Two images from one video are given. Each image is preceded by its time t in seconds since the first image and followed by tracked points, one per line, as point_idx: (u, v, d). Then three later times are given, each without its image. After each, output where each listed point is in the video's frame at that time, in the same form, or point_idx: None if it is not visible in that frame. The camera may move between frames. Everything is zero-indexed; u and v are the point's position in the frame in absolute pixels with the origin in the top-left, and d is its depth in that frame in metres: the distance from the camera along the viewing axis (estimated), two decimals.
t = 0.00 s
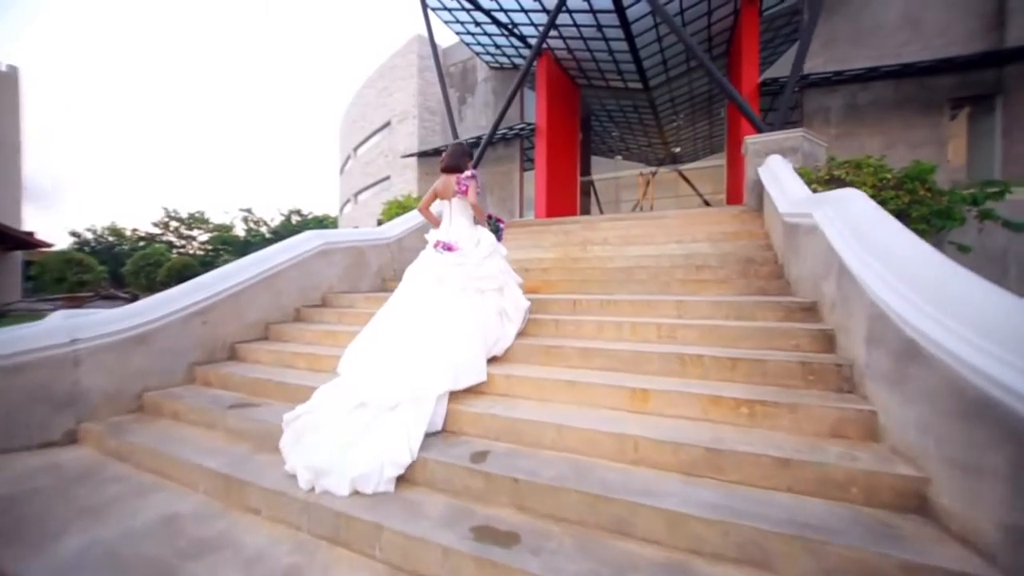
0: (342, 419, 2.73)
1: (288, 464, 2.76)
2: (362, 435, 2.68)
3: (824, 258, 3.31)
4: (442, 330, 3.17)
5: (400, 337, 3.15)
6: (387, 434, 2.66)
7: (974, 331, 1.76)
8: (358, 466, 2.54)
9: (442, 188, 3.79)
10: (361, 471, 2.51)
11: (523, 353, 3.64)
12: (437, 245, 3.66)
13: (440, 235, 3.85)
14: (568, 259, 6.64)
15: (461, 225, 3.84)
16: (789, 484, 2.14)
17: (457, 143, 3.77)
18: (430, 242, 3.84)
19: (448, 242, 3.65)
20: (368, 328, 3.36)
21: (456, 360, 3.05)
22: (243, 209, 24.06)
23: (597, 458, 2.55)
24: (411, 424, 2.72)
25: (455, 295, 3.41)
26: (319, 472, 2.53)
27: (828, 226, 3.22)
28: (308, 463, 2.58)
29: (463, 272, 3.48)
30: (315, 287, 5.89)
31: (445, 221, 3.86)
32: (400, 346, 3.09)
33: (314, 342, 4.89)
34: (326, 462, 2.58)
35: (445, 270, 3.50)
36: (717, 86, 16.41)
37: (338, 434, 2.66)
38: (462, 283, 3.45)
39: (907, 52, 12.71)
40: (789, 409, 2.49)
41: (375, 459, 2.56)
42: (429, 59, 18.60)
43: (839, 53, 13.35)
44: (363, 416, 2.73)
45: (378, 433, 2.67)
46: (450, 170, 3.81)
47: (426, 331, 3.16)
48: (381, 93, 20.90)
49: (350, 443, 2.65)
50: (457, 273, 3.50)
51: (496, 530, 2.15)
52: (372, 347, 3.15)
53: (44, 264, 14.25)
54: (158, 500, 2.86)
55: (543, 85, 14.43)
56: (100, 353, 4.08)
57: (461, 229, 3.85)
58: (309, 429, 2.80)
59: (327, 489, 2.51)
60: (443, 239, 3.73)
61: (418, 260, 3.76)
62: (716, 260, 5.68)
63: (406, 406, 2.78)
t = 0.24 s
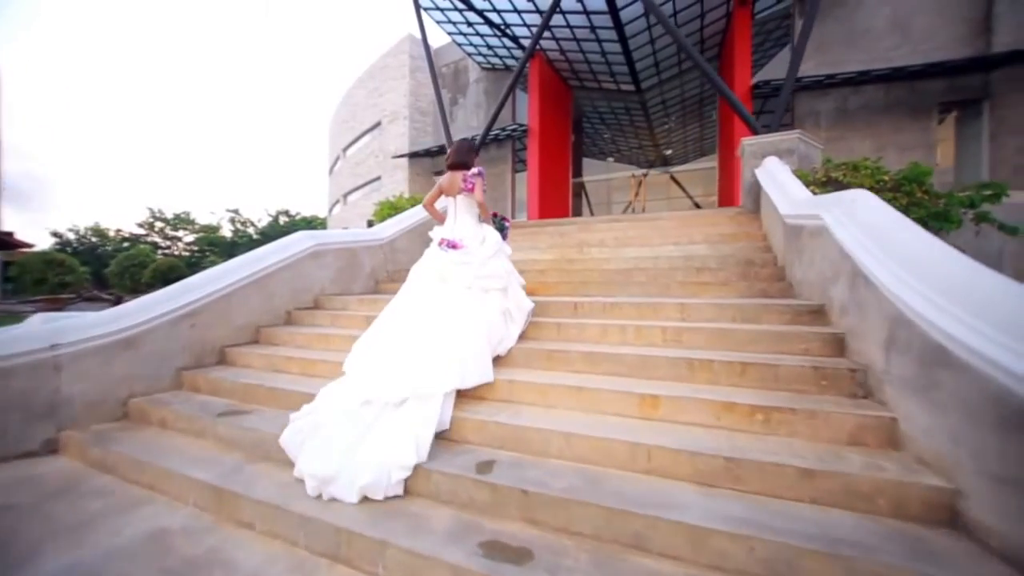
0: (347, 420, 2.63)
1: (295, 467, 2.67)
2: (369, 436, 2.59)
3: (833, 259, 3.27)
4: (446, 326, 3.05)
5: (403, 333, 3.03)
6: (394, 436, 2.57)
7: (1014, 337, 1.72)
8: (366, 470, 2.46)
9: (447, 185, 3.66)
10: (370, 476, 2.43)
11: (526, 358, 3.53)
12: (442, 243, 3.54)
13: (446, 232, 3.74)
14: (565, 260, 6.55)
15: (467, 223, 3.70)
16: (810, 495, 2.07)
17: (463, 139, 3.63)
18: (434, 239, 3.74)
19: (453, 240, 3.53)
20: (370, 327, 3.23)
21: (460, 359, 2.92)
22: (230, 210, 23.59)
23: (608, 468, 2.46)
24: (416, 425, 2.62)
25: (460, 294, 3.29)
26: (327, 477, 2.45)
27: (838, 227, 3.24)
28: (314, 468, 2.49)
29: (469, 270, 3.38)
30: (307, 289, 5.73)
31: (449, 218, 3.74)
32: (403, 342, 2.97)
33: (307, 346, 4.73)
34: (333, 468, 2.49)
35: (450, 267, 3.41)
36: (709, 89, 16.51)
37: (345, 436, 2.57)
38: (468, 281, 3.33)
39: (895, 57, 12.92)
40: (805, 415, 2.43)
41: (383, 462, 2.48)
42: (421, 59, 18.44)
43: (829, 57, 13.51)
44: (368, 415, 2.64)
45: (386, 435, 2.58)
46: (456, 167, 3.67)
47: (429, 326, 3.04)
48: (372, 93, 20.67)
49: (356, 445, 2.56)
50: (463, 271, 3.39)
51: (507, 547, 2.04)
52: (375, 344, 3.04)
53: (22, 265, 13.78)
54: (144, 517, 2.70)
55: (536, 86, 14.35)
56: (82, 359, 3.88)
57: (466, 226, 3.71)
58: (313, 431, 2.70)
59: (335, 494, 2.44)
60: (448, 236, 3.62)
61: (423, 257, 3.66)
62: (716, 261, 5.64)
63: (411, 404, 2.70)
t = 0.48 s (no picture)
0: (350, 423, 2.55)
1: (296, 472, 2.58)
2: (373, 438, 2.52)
3: (836, 260, 3.25)
4: (451, 323, 3.00)
5: (405, 331, 2.97)
6: (400, 438, 2.49)
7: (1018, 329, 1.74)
8: (370, 473, 2.38)
9: (450, 178, 3.59)
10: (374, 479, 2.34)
11: (526, 362, 3.43)
12: (444, 237, 3.51)
13: (447, 228, 3.70)
14: (562, 262, 6.49)
15: (469, 218, 3.67)
16: (828, 504, 2.01)
17: (466, 131, 3.57)
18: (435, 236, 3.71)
19: (456, 234, 3.50)
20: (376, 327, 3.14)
21: (468, 358, 2.88)
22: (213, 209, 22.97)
23: (618, 477, 2.38)
24: (427, 423, 2.58)
25: (464, 291, 3.24)
26: (330, 484, 2.36)
27: (840, 227, 3.22)
28: (317, 473, 2.41)
29: (472, 267, 3.32)
30: (296, 291, 5.56)
31: (451, 212, 3.69)
32: (406, 339, 2.93)
33: (296, 350, 4.56)
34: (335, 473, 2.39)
35: (451, 264, 3.35)
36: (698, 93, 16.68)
37: (347, 438, 2.49)
38: (472, 277, 3.30)
39: (878, 64, 13.24)
40: (817, 420, 2.38)
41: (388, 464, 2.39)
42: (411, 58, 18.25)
43: (815, 63, 13.77)
44: (372, 416, 2.58)
45: (391, 436, 2.51)
46: (459, 160, 3.60)
47: (433, 323, 2.99)
48: (360, 91, 20.38)
49: (361, 447, 2.48)
50: (466, 268, 3.34)
51: (518, 564, 1.94)
52: (376, 344, 2.97)
53: None
54: (124, 536, 2.53)
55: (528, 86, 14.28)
56: (55, 365, 3.66)
57: (469, 221, 3.67)
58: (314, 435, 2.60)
59: (344, 500, 2.37)
60: (450, 232, 3.58)
61: (424, 254, 3.61)
62: (713, 264, 5.64)
63: (418, 402, 2.66)
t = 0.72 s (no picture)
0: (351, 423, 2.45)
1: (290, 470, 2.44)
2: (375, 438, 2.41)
3: (837, 262, 3.24)
4: (456, 322, 2.98)
5: (410, 330, 2.93)
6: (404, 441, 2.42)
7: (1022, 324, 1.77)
8: (374, 471, 2.29)
9: (452, 171, 3.54)
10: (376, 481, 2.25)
11: (527, 365, 3.35)
12: (445, 231, 3.46)
13: (448, 222, 3.65)
14: (557, 263, 6.42)
15: (471, 212, 3.62)
16: (846, 512, 1.96)
17: (468, 123, 3.52)
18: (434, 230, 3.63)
19: (457, 228, 3.46)
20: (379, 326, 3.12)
21: (474, 358, 2.88)
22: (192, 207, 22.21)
23: (629, 486, 2.30)
24: (435, 427, 2.52)
25: (468, 287, 3.21)
26: (328, 485, 2.24)
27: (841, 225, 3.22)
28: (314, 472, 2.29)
29: (473, 263, 3.31)
30: (282, 292, 5.36)
31: (452, 206, 3.64)
32: (411, 339, 2.87)
33: (283, 355, 4.38)
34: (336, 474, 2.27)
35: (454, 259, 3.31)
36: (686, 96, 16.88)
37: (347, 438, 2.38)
38: (474, 273, 3.28)
39: (859, 71, 13.58)
40: (828, 424, 2.33)
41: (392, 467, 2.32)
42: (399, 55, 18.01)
43: (800, 68, 14.05)
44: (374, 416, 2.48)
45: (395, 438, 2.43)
46: (462, 152, 3.55)
47: (438, 322, 2.95)
48: (347, 88, 20.03)
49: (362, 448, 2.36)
50: (468, 263, 3.32)
51: None
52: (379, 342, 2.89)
53: None
54: (100, 559, 2.34)
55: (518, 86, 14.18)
56: (23, 373, 3.41)
57: (470, 215, 3.62)
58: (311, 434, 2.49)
59: (342, 502, 2.26)
60: (450, 226, 3.51)
61: (424, 247, 3.56)
62: (708, 266, 5.64)
63: (424, 404, 2.60)
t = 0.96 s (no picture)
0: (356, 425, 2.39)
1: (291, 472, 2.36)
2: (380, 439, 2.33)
3: (844, 263, 3.22)
4: (460, 323, 2.91)
5: (413, 330, 2.86)
6: (411, 443, 2.33)
7: None
8: (381, 470, 2.21)
9: (453, 165, 3.44)
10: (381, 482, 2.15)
11: (531, 369, 3.26)
12: (445, 226, 3.38)
13: (448, 216, 3.55)
14: (553, 263, 6.33)
15: (471, 208, 3.53)
16: (871, 521, 1.90)
17: (467, 116, 3.42)
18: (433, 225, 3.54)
19: (458, 223, 3.38)
20: (379, 328, 3.10)
21: (480, 360, 2.83)
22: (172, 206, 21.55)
23: (643, 495, 2.22)
24: (442, 429, 2.44)
25: (471, 284, 3.14)
26: (328, 482, 2.14)
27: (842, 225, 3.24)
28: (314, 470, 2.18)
29: (476, 259, 3.25)
30: (270, 293, 5.17)
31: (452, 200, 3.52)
32: (414, 341, 2.80)
33: (272, 359, 4.20)
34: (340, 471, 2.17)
35: (456, 255, 3.23)
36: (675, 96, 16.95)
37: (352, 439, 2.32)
38: (475, 271, 3.20)
39: (845, 74, 13.80)
40: (844, 429, 2.28)
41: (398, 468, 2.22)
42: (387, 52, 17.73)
43: (787, 71, 14.21)
44: (380, 418, 2.42)
45: (401, 439, 2.34)
46: (462, 146, 3.46)
47: (441, 322, 2.88)
48: (334, 85, 19.65)
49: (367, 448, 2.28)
50: (469, 260, 3.24)
51: None
52: (384, 344, 2.86)
53: None
54: None
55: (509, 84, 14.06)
56: None
57: (471, 211, 3.54)
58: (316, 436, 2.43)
59: (343, 502, 2.14)
60: (450, 221, 3.42)
61: (423, 243, 3.47)
62: (706, 266, 5.61)
63: (431, 409, 2.52)
